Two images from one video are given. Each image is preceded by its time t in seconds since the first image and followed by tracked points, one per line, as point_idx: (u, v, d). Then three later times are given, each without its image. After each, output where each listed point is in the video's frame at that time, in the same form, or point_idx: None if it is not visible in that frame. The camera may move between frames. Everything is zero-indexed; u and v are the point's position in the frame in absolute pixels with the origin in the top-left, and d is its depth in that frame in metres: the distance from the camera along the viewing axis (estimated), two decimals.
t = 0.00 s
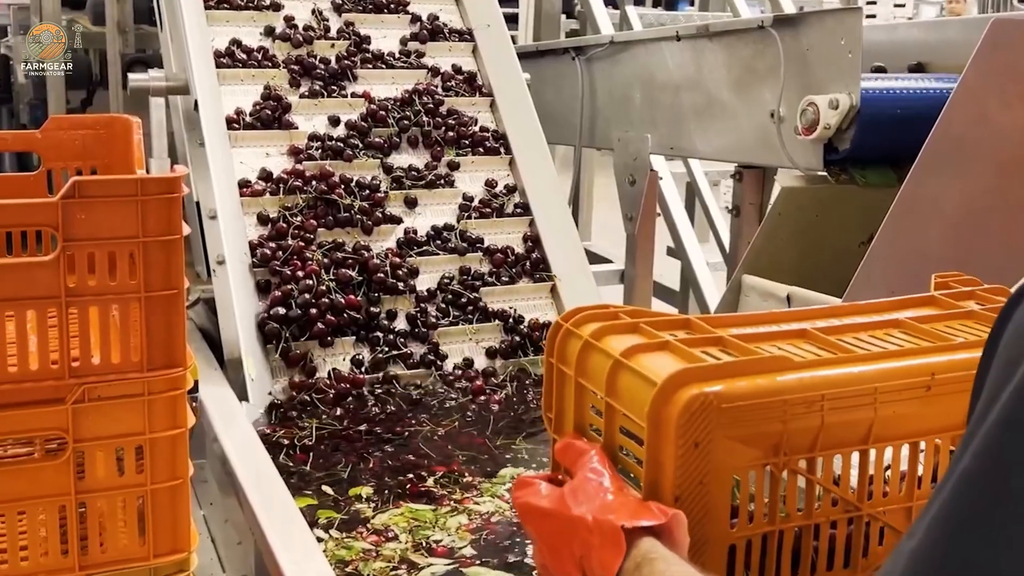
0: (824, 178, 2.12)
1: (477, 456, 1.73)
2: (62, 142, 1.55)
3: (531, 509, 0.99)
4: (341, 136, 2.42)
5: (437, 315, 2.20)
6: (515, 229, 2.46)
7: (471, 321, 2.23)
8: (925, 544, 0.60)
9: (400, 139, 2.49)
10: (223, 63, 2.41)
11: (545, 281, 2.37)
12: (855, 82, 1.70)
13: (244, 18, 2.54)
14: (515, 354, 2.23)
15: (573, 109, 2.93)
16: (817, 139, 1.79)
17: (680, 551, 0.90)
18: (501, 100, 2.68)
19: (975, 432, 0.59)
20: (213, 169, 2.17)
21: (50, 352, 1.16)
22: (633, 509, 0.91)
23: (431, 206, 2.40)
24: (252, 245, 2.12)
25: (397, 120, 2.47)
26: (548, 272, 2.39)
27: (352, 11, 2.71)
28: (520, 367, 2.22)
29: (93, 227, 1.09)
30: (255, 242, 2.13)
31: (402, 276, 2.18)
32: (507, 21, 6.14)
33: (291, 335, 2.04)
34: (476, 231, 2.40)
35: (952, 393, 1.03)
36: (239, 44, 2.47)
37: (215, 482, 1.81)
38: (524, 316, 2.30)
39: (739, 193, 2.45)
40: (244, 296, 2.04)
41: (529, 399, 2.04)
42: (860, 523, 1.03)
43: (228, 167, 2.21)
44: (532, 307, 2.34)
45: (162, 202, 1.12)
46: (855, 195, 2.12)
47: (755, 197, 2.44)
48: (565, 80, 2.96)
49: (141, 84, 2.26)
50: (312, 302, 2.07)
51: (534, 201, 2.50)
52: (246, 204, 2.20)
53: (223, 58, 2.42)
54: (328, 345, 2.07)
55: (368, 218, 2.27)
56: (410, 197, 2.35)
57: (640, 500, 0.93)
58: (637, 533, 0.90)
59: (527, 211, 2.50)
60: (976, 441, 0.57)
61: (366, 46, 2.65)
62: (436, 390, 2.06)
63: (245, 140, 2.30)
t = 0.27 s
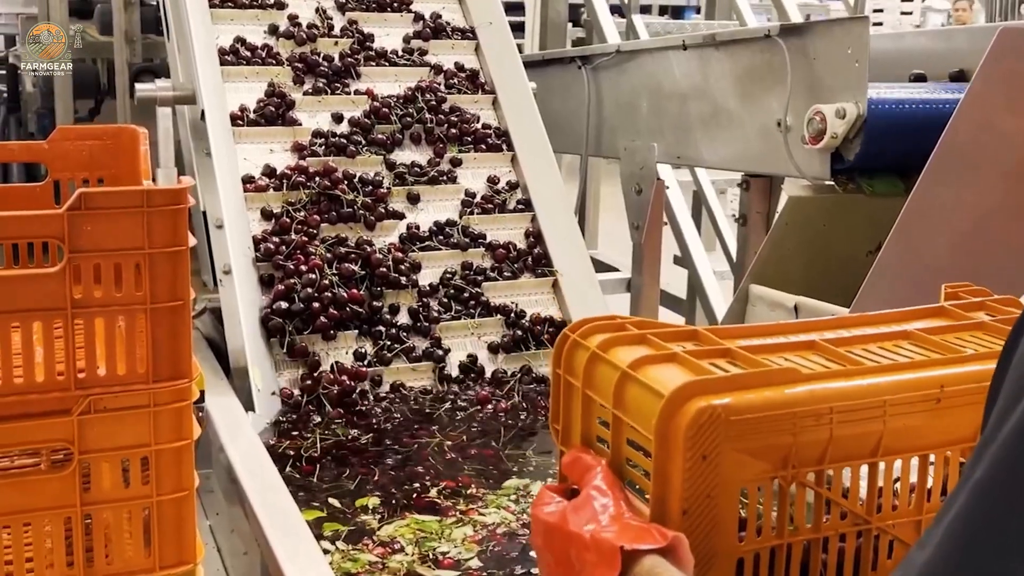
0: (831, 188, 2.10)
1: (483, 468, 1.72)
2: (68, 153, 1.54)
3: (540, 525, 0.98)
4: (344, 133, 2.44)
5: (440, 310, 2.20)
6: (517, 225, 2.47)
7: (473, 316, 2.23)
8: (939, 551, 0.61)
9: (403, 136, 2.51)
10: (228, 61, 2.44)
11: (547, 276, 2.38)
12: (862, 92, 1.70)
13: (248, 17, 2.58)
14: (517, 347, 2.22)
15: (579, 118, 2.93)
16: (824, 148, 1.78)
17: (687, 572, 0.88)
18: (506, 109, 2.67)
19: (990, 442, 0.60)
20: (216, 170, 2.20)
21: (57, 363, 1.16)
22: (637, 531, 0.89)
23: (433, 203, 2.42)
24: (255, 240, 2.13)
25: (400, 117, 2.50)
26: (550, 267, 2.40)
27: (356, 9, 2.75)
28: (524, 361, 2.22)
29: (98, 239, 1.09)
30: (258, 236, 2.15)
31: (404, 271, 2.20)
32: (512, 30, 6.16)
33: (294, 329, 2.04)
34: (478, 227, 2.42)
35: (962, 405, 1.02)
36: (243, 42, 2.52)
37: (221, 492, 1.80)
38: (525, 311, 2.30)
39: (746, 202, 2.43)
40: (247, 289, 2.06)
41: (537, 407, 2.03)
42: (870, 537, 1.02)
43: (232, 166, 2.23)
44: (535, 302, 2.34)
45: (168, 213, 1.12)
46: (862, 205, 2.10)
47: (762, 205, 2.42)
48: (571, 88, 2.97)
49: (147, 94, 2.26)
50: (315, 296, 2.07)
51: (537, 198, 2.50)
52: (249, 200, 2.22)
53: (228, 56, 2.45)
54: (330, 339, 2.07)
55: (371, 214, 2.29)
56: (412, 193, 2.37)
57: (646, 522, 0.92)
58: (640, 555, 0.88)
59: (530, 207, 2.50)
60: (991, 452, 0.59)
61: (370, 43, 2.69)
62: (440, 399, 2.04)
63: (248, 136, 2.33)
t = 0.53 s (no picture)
0: (837, 199, 2.10)
1: (490, 481, 1.71)
2: (74, 163, 1.54)
3: (546, 540, 0.98)
4: (347, 131, 2.46)
5: (442, 307, 2.22)
6: (519, 222, 2.49)
7: (475, 312, 2.26)
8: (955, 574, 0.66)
9: (406, 133, 2.52)
10: (233, 59, 2.46)
11: (549, 273, 2.41)
12: (870, 100, 1.69)
13: (252, 16, 2.59)
14: (519, 342, 2.25)
15: (586, 128, 2.93)
16: (831, 157, 1.77)
17: None
18: (512, 128, 2.66)
19: (1004, 467, 0.65)
20: (221, 165, 2.21)
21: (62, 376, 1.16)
22: (643, 548, 0.89)
23: (436, 200, 2.44)
24: (258, 236, 2.16)
25: (403, 115, 2.52)
26: (552, 263, 2.42)
27: (359, 9, 2.76)
28: (526, 357, 2.24)
29: (103, 250, 1.09)
30: (262, 233, 2.17)
31: (407, 267, 2.22)
32: (519, 38, 6.17)
33: (297, 323, 2.07)
34: (480, 223, 2.43)
35: (971, 417, 1.02)
36: (247, 41, 2.53)
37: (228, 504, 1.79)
38: (527, 307, 2.32)
39: (753, 211, 2.43)
40: (251, 283, 2.08)
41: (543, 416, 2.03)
42: (879, 550, 1.01)
43: (236, 163, 2.25)
44: (537, 298, 2.37)
45: (173, 225, 1.12)
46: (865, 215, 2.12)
47: (770, 214, 2.43)
48: (577, 97, 2.96)
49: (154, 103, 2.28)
50: (318, 291, 2.10)
51: (539, 194, 2.53)
52: (254, 196, 2.25)
53: (233, 55, 2.47)
54: (333, 334, 2.10)
55: (374, 210, 2.31)
56: (415, 189, 2.39)
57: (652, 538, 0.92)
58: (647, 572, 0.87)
59: (531, 203, 2.53)
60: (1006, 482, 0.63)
61: (372, 42, 2.69)
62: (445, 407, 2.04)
63: (252, 133, 2.36)
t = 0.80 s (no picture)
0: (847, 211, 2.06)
1: (497, 497, 1.70)
2: (81, 177, 1.54)
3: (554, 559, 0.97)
4: (352, 130, 2.47)
5: (445, 302, 2.22)
6: (522, 220, 2.50)
7: (479, 309, 2.26)
8: None
9: (410, 132, 2.54)
10: (237, 59, 2.47)
11: (553, 271, 2.41)
12: (879, 112, 1.68)
13: (258, 17, 2.61)
14: (522, 340, 2.24)
15: (593, 140, 2.92)
16: (840, 169, 1.76)
17: None
18: (517, 125, 2.67)
19: (1010, 501, 0.64)
20: (227, 165, 2.22)
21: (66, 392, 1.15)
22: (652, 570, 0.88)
23: (440, 198, 2.45)
24: (262, 234, 2.17)
25: (407, 114, 2.53)
26: (555, 262, 2.42)
27: (364, 10, 2.78)
28: (530, 354, 2.23)
29: (109, 266, 1.08)
30: (266, 231, 2.18)
31: (411, 264, 2.22)
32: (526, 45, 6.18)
33: (302, 320, 2.06)
34: (484, 221, 2.44)
35: (983, 434, 1.01)
36: (253, 41, 2.54)
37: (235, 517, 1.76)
38: (530, 305, 2.32)
39: (761, 221, 2.42)
40: (255, 279, 2.08)
41: (548, 428, 2.02)
42: (891, 569, 1.00)
43: (240, 160, 2.25)
44: (541, 296, 2.37)
45: (179, 240, 1.12)
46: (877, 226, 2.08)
47: (778, 224, 2.41)
48: (585, 108, 2.96)
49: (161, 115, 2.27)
50: (322, 288, 2.09)
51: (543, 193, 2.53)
52: (258, 194, 2.25)
53: (238, 55, 2.48)
54: (337, 330, 2.09)
55: (378, 208, 2.31)
56: (419, 188, 2.40)
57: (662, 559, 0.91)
58: None
59: (536, 203, 2.54)
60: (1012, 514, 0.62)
61: (377, 42, 2.71)
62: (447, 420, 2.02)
63: (257, 132, 2.36)
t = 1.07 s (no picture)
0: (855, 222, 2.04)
1: (504, 513, 1.68)
2: (88, 191, 1.54)
3: None
4: (356, 130, 2.49)
5: (448, 301, 2.25)
6: (525, 220, 2.51)
7: (482, 308, 2.26)
8: None
9: (414, 133, 2.55)
10: (243, 60, 2.50)
11: (555, 270, 2.42)
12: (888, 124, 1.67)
13: (263, 19, 2.63)
14: (525, 338, 2.25)
15: (601, 153, 2.91)
16: (849, 181, 1.75)
17: None
18: (519, 126, 2.68)
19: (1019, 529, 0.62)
20: (231, 165, 2.24)
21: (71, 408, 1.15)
22: None
23: (443, 198, 2.46)
24: (267, 233, 2.20)
25: (411, 115, 2.55)
26: (558, 261, 2.43)
27: (368, 12, 2.80)
28: (532, 352, 2.24)
29: (113, 281, 1.08)
30: (271, 229, 2.21)
31: (414, 263, 2.24)
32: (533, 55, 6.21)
33: (305, 317, 2.09)
34: (487, 221, 2.45)
35: (994, 452, 0.99)
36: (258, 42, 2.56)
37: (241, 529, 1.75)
38: (534, 304, 2.33)
39: (771, 233, 2.41)
40: (259, 279, 2.09)
41: (556, 442, 2.02)
42: None
43: (245, 160, 2.28)
44: (543, 294, 2.37)
45: (183, 255, 1.11)
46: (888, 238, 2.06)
47: (786, 235, 2.40)
48: (592, 119, 2.95)
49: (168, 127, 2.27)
50: (325, 286, 2.12)
51: (545, 192, 2.54)
52: (263, 194, 2.28)
53: (243, 56, 2.50)
54: (340, 328, 2.12)
55: (382, 208, 2.33)
56: (423, 188, 2.41)
57: None
58: None
59: (539, 203, 2.54)
60: None
61: (381, 45, 2.73)
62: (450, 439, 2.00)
63: (261, 133, 2.38)
